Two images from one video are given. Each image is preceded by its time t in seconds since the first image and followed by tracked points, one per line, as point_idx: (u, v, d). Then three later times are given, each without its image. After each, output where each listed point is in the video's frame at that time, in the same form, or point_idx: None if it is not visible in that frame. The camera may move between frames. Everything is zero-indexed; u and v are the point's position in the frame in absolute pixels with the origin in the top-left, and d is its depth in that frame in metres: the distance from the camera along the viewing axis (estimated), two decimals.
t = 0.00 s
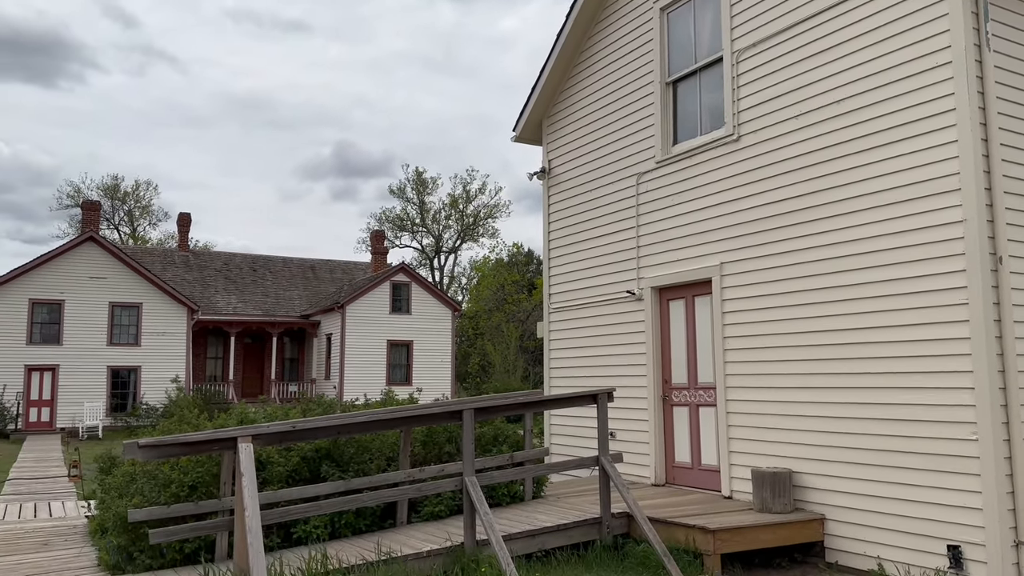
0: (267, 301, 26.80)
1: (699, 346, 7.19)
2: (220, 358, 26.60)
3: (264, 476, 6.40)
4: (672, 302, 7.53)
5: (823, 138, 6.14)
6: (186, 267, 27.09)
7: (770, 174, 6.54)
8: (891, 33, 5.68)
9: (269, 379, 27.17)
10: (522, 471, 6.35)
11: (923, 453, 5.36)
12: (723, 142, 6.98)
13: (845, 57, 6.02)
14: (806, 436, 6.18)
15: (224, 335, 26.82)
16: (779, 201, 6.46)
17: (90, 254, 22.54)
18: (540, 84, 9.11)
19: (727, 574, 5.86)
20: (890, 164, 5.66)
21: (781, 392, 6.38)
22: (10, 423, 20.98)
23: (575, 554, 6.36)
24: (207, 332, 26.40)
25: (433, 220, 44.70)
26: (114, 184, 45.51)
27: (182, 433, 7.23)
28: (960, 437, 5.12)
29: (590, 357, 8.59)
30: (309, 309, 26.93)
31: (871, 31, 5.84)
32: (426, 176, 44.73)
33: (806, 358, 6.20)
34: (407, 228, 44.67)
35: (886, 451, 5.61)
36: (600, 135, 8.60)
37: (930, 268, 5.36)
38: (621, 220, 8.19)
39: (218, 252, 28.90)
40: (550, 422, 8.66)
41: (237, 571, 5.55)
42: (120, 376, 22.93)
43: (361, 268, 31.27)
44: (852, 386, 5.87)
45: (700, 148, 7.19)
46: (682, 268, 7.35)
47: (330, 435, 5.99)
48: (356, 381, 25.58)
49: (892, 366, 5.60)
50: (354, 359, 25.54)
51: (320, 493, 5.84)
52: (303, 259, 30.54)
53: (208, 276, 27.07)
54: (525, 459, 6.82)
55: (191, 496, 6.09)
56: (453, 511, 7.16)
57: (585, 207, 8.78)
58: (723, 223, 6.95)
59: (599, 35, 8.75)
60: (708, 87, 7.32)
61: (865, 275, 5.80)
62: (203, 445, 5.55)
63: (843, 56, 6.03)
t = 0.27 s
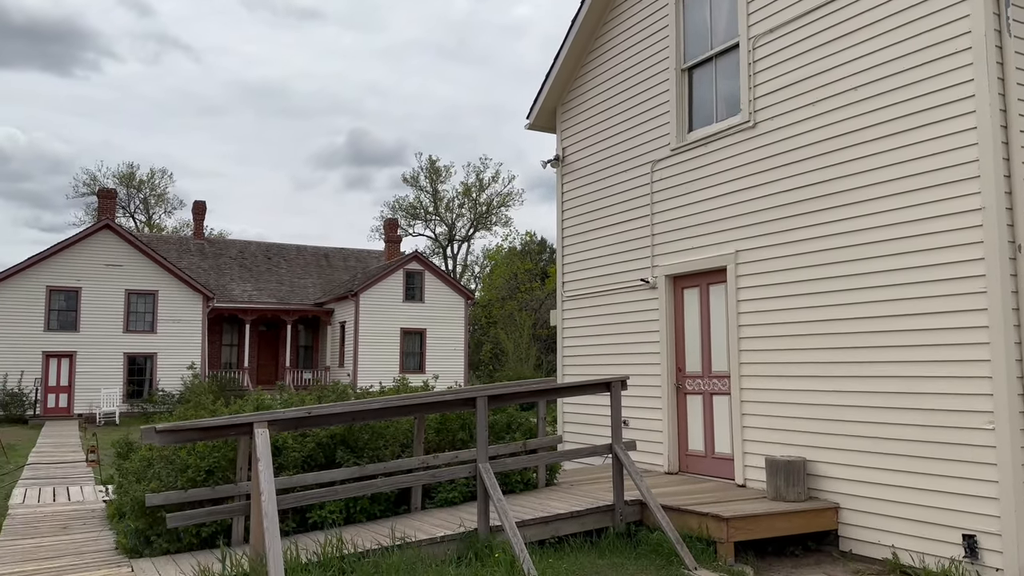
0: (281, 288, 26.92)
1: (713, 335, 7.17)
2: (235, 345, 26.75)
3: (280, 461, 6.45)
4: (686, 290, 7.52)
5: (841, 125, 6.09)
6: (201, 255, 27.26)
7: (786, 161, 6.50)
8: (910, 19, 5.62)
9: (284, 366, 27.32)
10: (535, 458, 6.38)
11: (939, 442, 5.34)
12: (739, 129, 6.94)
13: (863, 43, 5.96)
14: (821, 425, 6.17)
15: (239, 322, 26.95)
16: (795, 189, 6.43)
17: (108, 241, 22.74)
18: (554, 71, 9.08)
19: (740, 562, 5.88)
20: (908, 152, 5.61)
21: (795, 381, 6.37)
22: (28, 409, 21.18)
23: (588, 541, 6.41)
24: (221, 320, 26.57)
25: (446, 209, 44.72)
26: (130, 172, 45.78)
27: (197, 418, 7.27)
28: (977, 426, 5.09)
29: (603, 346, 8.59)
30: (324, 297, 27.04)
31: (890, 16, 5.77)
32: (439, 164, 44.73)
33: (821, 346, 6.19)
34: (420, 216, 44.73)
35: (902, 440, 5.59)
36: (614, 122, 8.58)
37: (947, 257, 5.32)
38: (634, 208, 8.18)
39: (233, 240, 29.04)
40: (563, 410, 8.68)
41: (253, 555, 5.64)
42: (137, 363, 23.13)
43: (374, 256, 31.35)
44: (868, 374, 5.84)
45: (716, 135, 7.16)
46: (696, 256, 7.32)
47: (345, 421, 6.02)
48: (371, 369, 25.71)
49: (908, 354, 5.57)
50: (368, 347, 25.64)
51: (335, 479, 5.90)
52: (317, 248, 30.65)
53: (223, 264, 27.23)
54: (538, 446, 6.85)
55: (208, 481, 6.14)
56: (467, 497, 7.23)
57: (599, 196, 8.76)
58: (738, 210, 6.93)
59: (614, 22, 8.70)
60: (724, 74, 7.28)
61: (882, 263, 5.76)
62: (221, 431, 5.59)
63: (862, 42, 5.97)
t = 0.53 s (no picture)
0: (295, 277, 27.04)
1: (728, 324, 7.16)
2: (250, 333, 26.99)
3: (295, 447, 6.50)
4: (701, 279, 7.49)
5: (859, 112, 6.04)
6: (216, 243, 27.44)
7: (804, 149, 6.45)
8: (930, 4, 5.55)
9: (298, 354, 27.52)
10: (549, 446, 6.40)
11: (955, 432, 5.30)
12: (756, 117, 6.89)
13: (882, 28, 5.90)
14: (837, 414, 6.14)
15: (255, 311, 27.17)
16: (812, 177, 6.38)
17: (125, 229, 22.90)
18: (569, 59, 9.05)
19: (753, 550, 5.90)
20: (927, 139, 5.56)
21: (811, 370, 6.34)
22: (47, 395, 21.39)
23: (601, 529, 6.44)
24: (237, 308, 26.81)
25: (459, 198, 44.73)
26: (145, 160, 46.04)
27: (214, 404, 7.34)
28: (995, 416, 5.06)
29: (617, 335, 8.58)
30: (338, 285, 27.13)
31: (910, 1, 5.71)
32: (453, 153, 44.71)
33: (836, 336, 6.17)
34: (434, 205, 44.76)
35: (918, 430, 5.56)
36: (629, 110, 8.54)
37: (966, 245, 5.27)
38: (649, 196, 8.15)
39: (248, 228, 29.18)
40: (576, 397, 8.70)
41: (269, 540, 5.72)
42: (153, 350, 23.33)
43: (388, 245, 31.42)
44: (885, 363, 5.81)
45: (733, 122, 7.11)
46: (711, 245, 7.29)
47: (359, 408, 6.05)
48: (385, 357, 25.81)
49: (925, 343, 5.54)
50: (382, 335, 25.73)
51: (349, 465, 5.96)
52: (330, 236, 30.75)
53: (238, 252, 27.38)
54: (551, 434, 6.87)
55: (225, 466, 6.22)
56: (480, 484, 7.29)
57: (613, 184, 8.74)
58: (755, 198, 6.89)
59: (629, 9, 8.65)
60: (740, 61, 7.24)
61: (900, 252, 5.72)
62: (238, 416, 5.64)
63: (880, 27, 5.91)
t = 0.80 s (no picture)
0: (311, 265, 27.16)
1: (744, 312, 7.14)
2: (266, 321, 27.10)
3: (312, 433, 6.57)
4: (717, 268, 7.47)
5: (878, 98, 5.99)
6: (232, 231, 27.65)
7: (821, 136, 6.41)
8: None
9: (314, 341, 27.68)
10: (564, 433, 6.41)
11: (974, 422, 5.26)
12: (773, 103, 6.85)
13: (903, 13, 5.84)
14: (853, 403, 6.11)
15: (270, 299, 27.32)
16: (830, 164, 6.34)
17: (142, 216, 23.07)
18: (584, 46, 9.02)
19: (768, 538, 5.90)
20: (947, 126, 5.50)
21: (827, 359, 6.31)
22: (65, 380, 21.66)
23: (615, 516, 6.46)
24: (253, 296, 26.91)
25: (473, 185, 44.71)
26: (162, 148, 46.32)
27: (232, 389, 7.42)
28: (1014, 405, 5.01)
29: (632, 323, 8.58)
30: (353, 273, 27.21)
31: None
32: (467, 140, 44.65)
33: (854, 324, 6.13)
34: (448, 193, 44.77)
35: (935, 419, 5.52)
36: (645, 97, 8.51)
37: (986, 233, 5.22)
38: (665, 184, 8.12)
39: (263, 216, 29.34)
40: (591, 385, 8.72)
41: (287, 523, 5.80)
42: (171, 337, 23.53)
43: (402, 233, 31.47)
44: (903, 352, 5.77)
45: (750, 109, 7.07)
46: (727, 233, 7.26)
47: (376, 394, 6.08)
48: (400, 344, 25.89)
49: (944, 332, 5.49)
50: (396, 323, 25.80)
51: (365, 451, 6.01)
52: (345, 224, 30.84)
53: (254, 240, 27.54)
54: (566, 422, 6.90)
55: (243, 451, 6.30)
56: (495, 471, 7.34)
57: (628, 172, 8.71)
58: (772, 186, 6.85)
59: None
60: (758, 47, 7.20)
61: (919, 239, 5.67)
62: (256, 402, 5.69)
63: (900, 12, 5.85)
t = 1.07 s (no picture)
0: (324, 254, 27.24)
1: (759, 301, 7.12)
2: (281, 309, 27.26)
3: (326, 421, 6.63)
4: (732, 257, 7.44)
5: (896, 85, 5.93)
6: (246, 220, 27.80)
7: (838, 124, 6.37)
8: None
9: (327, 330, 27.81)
10: (577, 422, 6.42)
11: (990, 413, 5.23)
12: (789, 91, 6.80)
13: None
14: (868, 394, 6.09)
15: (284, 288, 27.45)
16: (847, 152, 6.29)
17: (156, 206, 23.18)
18: (598, 34, 8.97)
19: (781, 528, 5.90)
20: (965, 114, 5.44)
21: (842, 349, 6.29)
22: (82, 368, 21.89)
23: (628, 505, 6.48)
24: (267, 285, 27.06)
25: (486, 175, 44.69)
26: (177, 137, 46.55)
27: (247, 377, 7.48)
28: None
29: (645, 313, 8.57)
30: (366, 263, 27.29)
31: None
32: (480, 130, 44.60)
33: (869, 314, 6.10)
34: (461, 182, 44.77)
35: (951, 411, 5.48)
36: (659, 86, 8.47)
37: (1004, 223, 5.17)
38: (679, 173, 8.09)
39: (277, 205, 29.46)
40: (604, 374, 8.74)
41: (301, 510, 5.84)
42: (186, 325, 23.70)
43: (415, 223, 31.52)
44: (918, 343, 5.73)
45: (766, 97, 7.02)
46: (742, 222, 7.23)
47: (389, 382, 6.11)
48: (413, 333, 25.97)
49: (960, 323, 5.45)
50: (409, 313, 25.87)
51: (378, 439, 6.04)
52: (359, 214, 30.91)
53: (268, 229, 27.68)
54: (578, 411, 6.93)
55: (258, 438, 6.37)
56: (508, 459, 7.37)
57: (642, 161, 8.68)
58: (787, 175, 6.81)
59: None
60: (774, 35, 7.16)
61: (935, 229, 5.62)
62: (271, 390, 5.73)
63: None
